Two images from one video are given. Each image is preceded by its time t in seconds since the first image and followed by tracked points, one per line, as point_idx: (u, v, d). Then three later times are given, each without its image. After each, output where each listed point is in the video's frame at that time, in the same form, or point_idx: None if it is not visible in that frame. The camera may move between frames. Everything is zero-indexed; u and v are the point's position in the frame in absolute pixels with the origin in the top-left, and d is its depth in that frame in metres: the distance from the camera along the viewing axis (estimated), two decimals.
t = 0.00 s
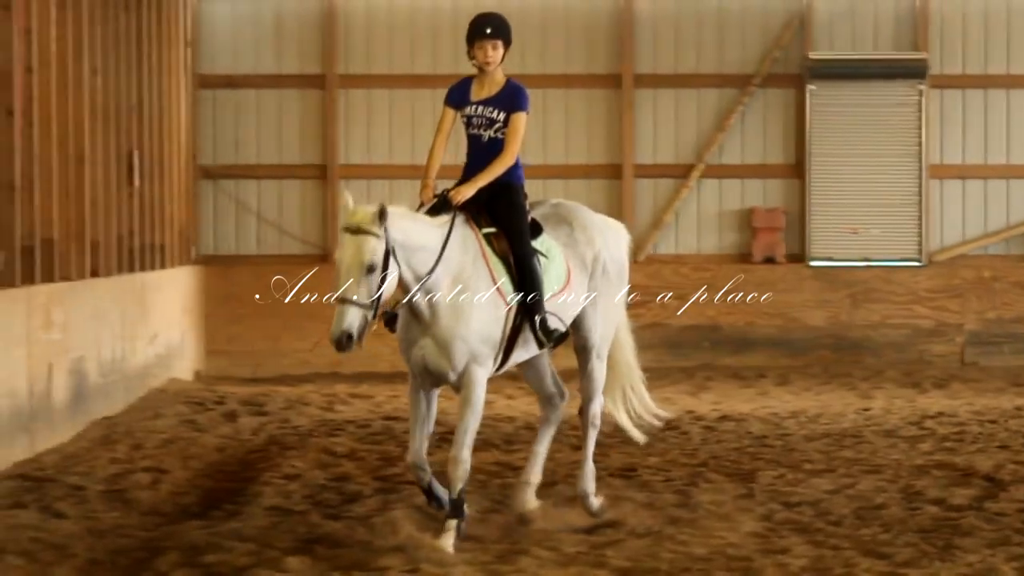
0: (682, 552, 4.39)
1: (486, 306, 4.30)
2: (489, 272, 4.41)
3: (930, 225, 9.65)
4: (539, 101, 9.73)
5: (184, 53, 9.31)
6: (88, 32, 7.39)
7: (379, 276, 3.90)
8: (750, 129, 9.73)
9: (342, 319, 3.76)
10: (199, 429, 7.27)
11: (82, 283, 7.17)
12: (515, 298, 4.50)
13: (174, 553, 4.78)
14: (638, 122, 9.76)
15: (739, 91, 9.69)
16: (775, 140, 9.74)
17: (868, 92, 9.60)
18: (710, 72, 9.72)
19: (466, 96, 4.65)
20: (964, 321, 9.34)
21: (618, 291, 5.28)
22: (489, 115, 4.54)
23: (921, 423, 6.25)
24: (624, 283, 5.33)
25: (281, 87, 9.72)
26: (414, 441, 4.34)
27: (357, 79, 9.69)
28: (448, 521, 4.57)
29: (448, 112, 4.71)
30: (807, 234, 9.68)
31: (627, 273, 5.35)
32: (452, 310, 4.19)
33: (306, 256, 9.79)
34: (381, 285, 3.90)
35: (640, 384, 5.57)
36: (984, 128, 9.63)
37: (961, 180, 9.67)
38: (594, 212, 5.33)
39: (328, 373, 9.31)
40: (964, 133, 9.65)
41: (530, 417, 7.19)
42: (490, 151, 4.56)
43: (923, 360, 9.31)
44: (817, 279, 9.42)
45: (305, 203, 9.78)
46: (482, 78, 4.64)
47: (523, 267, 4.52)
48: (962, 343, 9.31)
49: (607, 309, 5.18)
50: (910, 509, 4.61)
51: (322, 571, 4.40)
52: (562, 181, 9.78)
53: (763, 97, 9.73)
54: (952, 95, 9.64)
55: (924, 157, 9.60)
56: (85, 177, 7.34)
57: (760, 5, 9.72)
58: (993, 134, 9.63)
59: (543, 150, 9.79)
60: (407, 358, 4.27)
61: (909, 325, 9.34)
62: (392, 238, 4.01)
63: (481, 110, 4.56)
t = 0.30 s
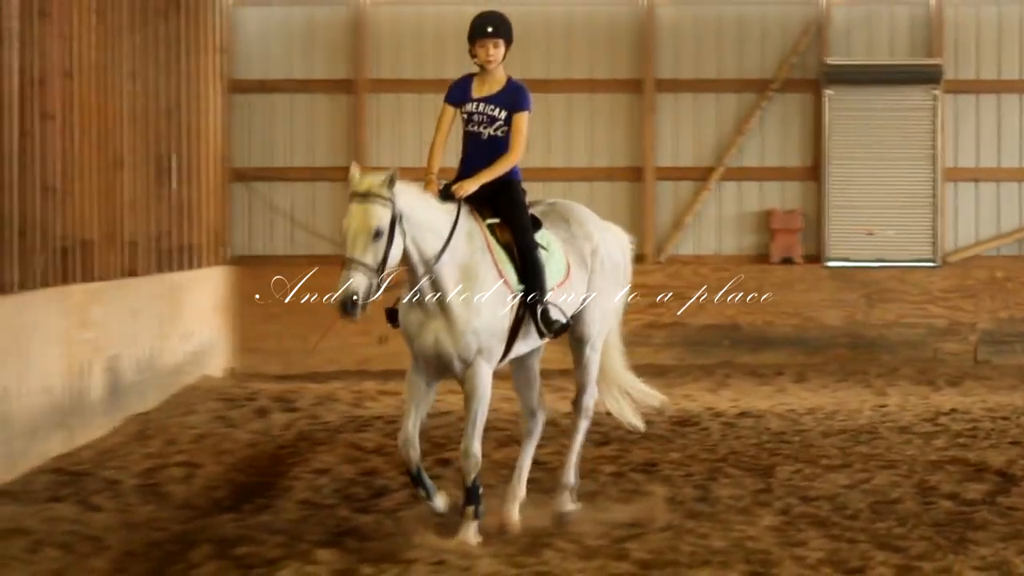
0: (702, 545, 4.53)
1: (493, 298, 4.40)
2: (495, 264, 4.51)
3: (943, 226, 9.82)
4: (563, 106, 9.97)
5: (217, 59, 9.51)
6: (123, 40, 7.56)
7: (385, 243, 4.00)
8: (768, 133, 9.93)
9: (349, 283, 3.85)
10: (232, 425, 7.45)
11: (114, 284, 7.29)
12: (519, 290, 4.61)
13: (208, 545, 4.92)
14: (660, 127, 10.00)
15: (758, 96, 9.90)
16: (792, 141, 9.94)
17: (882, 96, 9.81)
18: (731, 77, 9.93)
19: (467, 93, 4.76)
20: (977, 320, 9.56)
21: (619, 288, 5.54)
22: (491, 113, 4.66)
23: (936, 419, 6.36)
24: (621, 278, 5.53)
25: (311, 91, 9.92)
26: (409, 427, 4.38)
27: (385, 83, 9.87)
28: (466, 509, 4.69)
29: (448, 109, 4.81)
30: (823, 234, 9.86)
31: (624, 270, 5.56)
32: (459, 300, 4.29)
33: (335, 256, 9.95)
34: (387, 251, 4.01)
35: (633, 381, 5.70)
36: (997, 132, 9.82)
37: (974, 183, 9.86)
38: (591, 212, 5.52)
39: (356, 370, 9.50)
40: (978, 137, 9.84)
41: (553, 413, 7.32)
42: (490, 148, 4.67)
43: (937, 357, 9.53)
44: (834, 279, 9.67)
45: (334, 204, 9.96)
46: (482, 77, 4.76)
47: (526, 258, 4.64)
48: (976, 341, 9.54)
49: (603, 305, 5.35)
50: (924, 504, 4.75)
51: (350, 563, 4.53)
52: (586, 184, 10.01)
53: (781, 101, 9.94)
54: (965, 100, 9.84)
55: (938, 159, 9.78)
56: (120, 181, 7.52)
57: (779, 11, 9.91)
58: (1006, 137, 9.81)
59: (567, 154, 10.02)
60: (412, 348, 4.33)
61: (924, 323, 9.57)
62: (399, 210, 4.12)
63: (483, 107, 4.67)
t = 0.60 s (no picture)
0: (723, 539, 4.63)
1: (494, 295, 4.41)
2: (499, 261, 4.54)
3: (960, 226, 10.08)
4: (586, 108, 10.19)
5: (246, 61, 9.70)
6: (154, 43, 7.70)
7: (390, 230, 4.08)
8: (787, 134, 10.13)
9: (353, 267, 3.92)
10: (260, 421, 7.56)
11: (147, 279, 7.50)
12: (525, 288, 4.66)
13: (238, 539, 5.01)
14: (681, 128, 10.19)
15: (777, 99, 10.10)
16: (812, 145, 10.16)
17: (900, 98, 10.03)
18: (749, 79, 10.14)
19: (466, 97, 4.70)
20: (994, 319, 9.73)
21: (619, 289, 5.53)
22: (491, 117, 4.61)
23: (953, 416, 6.43)
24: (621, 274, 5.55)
25: (335, 93, 10.05)
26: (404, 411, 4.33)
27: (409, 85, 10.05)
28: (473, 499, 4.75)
29: (445, 111, 4.75)
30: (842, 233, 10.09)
31: (621, 264, 5.58)
32: (462, 294, 4.31)
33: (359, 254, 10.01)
34: (392, 238, 4.08)
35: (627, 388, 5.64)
36: (1013, 134, 10.06)
37: (990, 183, 10.10)
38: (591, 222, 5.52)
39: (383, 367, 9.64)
40: (993, 138, 10.08)
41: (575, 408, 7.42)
42: (491, 153, 4.64)
43: (954, 355, 9.72)
44: (850, 277, 9.81)
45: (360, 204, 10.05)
46: (481, 79, 4.71)
47: (531, 255, 4.71)
48: (993, 339, 9.71)
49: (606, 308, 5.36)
50: (941, 499, 4.85)
51: (377, 557, 4.61)
52: (608, 184, 10.21)
53: (800, 103, 10.14)
54: (981, 102, 10.06)
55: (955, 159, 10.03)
56: (151, 183, 7.66)
57: (798, 14, 10.12)
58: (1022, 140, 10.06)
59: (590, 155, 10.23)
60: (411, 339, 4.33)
61: (941, 322, 9.73)
62: (405, 199, 4.19)
63: (483, 112, 4.62)
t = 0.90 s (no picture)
0: (746, 530, 4.73)
1: (496, 293, 4.36)
2: (502, 261, 4.50)
3: (978, 222, 10.63)
4: (612, 108, 10.80)
5: (279, 63, 10.13)
6: (191, 43, 7.90)
7: (395, 237, 4.05)
8: (809, 132, 10.72)
9: (355, 274, 3.88)
10: (292, 414, 7.72)
11: (183, 275, 7.70)
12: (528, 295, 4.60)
13: (270, 529, 5.13)
14: (704, 128, 10.78)
15: (798, 97, 10.69)
16: (833, 145, 10.74)
17: (921, 98, 10.61)
18: (771, 79, 10.72)
19: (467, 105, 4.61)
20: (1011, 313, 10.03)
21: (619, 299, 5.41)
22: (494, 125, 4.55)
23: (972, 409, 6.52)
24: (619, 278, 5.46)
25: (372, 94, 10.63)
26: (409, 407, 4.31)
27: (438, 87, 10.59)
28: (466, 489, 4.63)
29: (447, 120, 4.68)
30: (863, 231, 10.66)
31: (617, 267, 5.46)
32: (464, 287, 4.27)
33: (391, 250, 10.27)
34: (397, 246, 4.05)
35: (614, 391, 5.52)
36: None
37: (1007, 182, 10.66)
38: (595, 239, 5.39)
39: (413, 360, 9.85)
40: (1010, 138, 10.62)
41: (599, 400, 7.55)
42: (498, 160, 4.62)
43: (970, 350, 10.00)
44: (869, 273, 10.24)
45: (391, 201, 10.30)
46: (482, 87, 4.62)
47: (537, 258, 4.68)
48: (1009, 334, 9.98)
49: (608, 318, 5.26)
50: (959, 490, 4.96)
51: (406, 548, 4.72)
52: (634, 182, 10.81)
53: (823, 102, 10.72)
54: (999, 103, 10.62)
55: (972, 159, 10.60)
56: (184, 182, 7.82)
57: (818, 16, 10.70)
58: None
59: (616, 154, 10.83)
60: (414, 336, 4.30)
61: (959, 316, 10.06)
62: (412, 203, 4.15)
63: (485, 121, 4.56)
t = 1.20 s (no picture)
0: (768, 525, 4.81)
1: (494, 303, 4.23)
2: (503, 272, 4.37)
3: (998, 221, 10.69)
4: (634, 109, 10.93)
5: (305, 64, 10.27)
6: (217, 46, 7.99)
7: (396, 260, 3.92)
8: (830, 132, 10.82)
9: (354, 298, 3.77)
10: (319, 411, 7.82)
11: (211, 274, 7.78)
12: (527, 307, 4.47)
13: (298, 525, 5.22)
14: (727, 128, 10.90)
15: (820, 98, 10.80)
16: (853, 145, 10.84)
17: (941, 98, 10.67)
18: (793, 80, 10.84)
19: (467, 123, 4.47)
20: None
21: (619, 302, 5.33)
22: (495, 144, 4.40)
23: (992, 406, 6.57)
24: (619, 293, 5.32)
25: (397, 95, 10.82)
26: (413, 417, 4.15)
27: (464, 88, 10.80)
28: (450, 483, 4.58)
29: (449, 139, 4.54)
30: (884, 231, 10.76)
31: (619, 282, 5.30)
32: (464, 293, 4.14)
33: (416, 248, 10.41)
34: (397, 270, 3.92)
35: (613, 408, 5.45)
36: None
37: None
38: (593, 243, 5.25)
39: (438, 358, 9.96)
40: None
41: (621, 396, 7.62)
42: (498, 179, 4.47)
43: (989, 346, 10.08)
44: (891, 271, 10.32)
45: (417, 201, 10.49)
46: (483, 105, 4.48)
47: (540, 273, 4.55)
48: None
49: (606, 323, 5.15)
50: (979, 486, 5.05)
51: (431, 543, 4.80)
52: (657, 183, 10.93)
53: (843, 102, 10.82)
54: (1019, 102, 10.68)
55: (992, 157, 10.64)
56: (212, 181, 7.93)
57: (839, 17, 10.82)
58: None
59: (638, 153, 10.96)
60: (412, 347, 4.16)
61: (978, 314, 10.16)
62: (413, 224, 4.01)
63: (484, 139, 4.41)
